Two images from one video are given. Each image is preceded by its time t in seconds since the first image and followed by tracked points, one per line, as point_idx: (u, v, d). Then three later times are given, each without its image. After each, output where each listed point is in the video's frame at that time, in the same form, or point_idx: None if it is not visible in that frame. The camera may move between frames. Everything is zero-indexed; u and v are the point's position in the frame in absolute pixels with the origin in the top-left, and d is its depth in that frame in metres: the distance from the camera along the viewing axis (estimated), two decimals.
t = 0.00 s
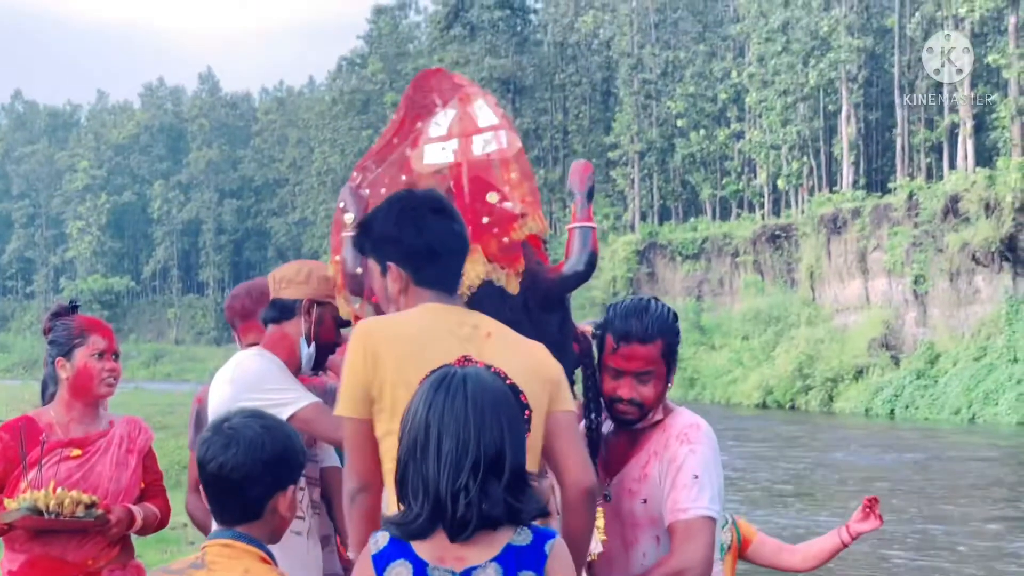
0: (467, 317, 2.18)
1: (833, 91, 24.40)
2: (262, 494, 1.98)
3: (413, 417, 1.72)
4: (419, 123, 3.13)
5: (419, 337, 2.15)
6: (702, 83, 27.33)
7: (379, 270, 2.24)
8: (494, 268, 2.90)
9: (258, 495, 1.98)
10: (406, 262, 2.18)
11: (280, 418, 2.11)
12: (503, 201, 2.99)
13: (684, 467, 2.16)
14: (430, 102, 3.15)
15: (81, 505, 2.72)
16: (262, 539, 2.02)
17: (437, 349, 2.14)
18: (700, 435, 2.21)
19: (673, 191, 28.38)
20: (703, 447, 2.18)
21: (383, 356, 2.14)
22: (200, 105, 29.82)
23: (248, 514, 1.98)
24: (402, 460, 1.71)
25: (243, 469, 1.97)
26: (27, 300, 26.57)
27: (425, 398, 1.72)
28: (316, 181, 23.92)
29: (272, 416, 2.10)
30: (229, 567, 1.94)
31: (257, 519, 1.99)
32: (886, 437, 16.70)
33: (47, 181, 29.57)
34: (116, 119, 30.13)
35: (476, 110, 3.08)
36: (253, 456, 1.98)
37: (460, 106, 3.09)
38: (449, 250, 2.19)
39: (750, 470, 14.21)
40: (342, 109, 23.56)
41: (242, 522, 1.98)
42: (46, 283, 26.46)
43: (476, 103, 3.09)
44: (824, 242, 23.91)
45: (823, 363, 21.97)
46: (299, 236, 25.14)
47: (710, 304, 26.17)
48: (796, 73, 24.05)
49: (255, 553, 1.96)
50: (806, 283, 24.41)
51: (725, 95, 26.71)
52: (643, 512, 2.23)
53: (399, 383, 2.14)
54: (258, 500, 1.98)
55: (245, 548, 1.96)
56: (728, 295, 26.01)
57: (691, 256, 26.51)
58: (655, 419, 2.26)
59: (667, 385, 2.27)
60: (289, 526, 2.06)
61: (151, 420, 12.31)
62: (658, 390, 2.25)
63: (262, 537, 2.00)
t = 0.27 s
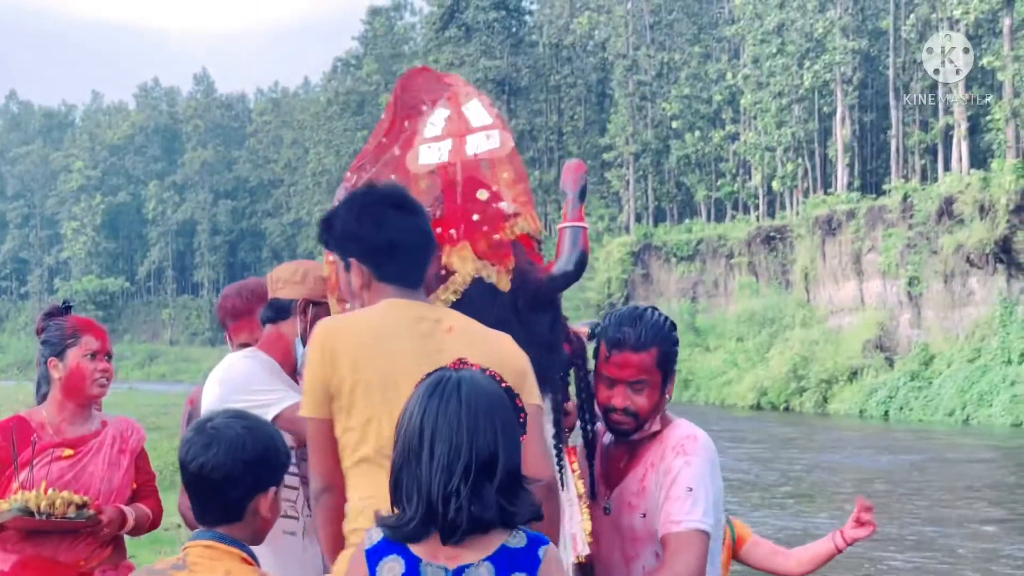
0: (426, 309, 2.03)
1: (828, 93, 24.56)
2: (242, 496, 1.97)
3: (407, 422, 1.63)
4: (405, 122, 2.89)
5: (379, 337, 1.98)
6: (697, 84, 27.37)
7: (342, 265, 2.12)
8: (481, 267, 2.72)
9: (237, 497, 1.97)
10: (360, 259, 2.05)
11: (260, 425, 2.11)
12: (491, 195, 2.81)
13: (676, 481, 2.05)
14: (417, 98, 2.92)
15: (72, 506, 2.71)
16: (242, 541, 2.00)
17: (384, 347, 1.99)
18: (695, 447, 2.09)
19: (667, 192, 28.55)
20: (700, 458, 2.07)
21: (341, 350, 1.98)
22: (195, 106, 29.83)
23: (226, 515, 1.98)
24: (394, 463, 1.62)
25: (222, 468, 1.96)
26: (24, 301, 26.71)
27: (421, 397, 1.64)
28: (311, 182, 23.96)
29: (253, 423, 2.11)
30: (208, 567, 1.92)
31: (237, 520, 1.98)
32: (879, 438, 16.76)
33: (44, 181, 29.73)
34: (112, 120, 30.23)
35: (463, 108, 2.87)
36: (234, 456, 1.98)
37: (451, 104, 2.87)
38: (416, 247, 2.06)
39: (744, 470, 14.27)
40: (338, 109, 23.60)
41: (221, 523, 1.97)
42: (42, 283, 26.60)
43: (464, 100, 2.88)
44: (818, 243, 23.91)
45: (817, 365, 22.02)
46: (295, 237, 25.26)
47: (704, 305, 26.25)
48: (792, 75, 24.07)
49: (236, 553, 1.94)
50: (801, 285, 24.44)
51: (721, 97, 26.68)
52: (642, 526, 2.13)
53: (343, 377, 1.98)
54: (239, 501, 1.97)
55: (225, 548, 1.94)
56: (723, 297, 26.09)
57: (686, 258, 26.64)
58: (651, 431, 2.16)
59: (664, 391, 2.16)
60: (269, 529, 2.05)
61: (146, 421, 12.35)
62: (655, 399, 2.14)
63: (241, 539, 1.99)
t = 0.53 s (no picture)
0: (359, 309, 2.08)
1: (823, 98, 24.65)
2: (214, 495, 1.81)
3: (411, 432, 1.68)
4: (395, 116, 2.88)
5: (316, 336, 2.05)
6: (694, 87, 27.27)
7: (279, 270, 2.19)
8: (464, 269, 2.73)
9: (209, 494, 1.80)
10: (291, 261, 2.11)
11: (229, 413, 1.93)
12: (478, 196, 2.82)
13: (659, 486, 1.99)
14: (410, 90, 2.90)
15: (62, 504, 2.68)
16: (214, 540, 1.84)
17: (326, 353, 2.04)
18: (681, 453, 2.03)
19: (662, 195, 28.63)
20: (684, 468, 2.01)
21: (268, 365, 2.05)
22: (189, 106, 29.79)
23: (198, 515, 1.80)
24: (399, 471, 1.67)
25: (193, 467, 1.80)
26: (17, 302, 26.74)
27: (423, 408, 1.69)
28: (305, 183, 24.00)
29: (223, 412, 1.92)
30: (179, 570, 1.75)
31: (208, 520, 1.81)
32: (871, 443, 16.79)
33: (39, 181, 29.77)
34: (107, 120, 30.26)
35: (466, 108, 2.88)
36: (206, 455, 1.81)
37: (453, 102, 2.88)
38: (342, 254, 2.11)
39: (738, 473, 14.29)
40: (332, 111, 23.60)
41: (191, 522, 1.80)
42: (36, 283, 26.61)
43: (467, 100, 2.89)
44: (813, 247, 23.90)
45: (811, 369, 22.02)
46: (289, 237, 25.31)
47: (698, 308, 26.29)
48: (786, 80, 24.09)
49: (207, 553, 1.78)
50: (794, 288, 24.45)
51: (715, 101, 26.70)
52: (631, 532, 2.06)
53: (296, 378, 2.03)
54: (211, 500, 1.80)
55: (196, 548, 1.78)
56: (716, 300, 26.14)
57: (679, 261, 26.71)
58: (639, 435, 2.10)
59: (651, 395, 2.10)
60: (244, 524, 1.88)
61: (138, 421, 12.37)
62: (641, 404, 2.08)
63: (213, 537, 1.82)
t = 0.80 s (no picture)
0: (325, 314, 2.11)
1: (821, 102, 24.79)
2: (199, 495, 1.83)
3: (410, 444, 1.64)
4: (389, 115, 2.93)
5: (282, 341, 2.07)
6: (692, 91, 27.36)
7: (244, 274, 2.18)
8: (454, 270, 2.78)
9: (194, 494, 1.83)
10: (253, 266, 2.11)
11: (214, 414, 1.95)
12: (467, 197, 2.88)
13: (637, 486, 1.97)
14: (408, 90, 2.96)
15: (58, 503, 2.67)
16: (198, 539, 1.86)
17: (295, 357, 2.06)
18: (660, 453, 2.00)
19: (660, 199, 28.76)
20: (663, 467, 1.98)
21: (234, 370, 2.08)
22: (188, 107, 29.86)
23: (182, 515, 1.83)
24: (400, 484, 1.62)
25: (178, 466, 1.83)
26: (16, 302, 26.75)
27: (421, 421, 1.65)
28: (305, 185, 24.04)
29: (209, 414, 1.94)
30: (164, 569, 1.77)
31: (192, 519, 1.83)
32: (867, 447, 16.82)
33: (38, 182, 29.80)
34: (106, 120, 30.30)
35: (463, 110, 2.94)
36: (189, 457, 1.84)
37: (454, 102, 2.94)
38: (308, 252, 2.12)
39: (737, 477, 14.30)
40: (331, 113, 23.63)
41: (175, 522, 1.83)
42: (34, 283, 26.68)
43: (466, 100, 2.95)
44: (811, 250, 23.91)
45: (808, 372, 22.06)
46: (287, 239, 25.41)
47: (695, 312, 26.33)
48: (785, 84, 24.13)
49: (191, 553, 1.80)
50: (792, 293, 24.46)
51: (714, 105, 26.76)
52: (610, 531, 2.05)
53: (264, 381, 2.06)
54: (195, 498, 1.83)
55: (180, 548, 1.80)
56: (714, 303, 26.18)
57: (677, 264, 26.76)
58: (624, 433, 2.08)
59: (637, 395, 2.09)
60: (229, 525, 1.91)
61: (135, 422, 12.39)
62: (625, 402, 2.07)
63: (198, 536, 1.84)
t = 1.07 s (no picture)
0: (284, 325, 2.21)
1: (823, 108, 24.81)
2: (184, 494, 1.85)
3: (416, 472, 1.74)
4: (375, 114, 3.06)
5: (241, 354, 2.19)
6: (694, 96, 27.35)
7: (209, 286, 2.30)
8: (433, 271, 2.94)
9: (178, 495, 1.84)
10: (212, 278, 2.23)
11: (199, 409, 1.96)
12: (452, 196, 3.01)
13: (602, 471, 1.99)
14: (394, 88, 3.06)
15: (59, 501, 2.64)
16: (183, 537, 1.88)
17: (256, 372, 2.18)
18: (638, 432, 2.02)
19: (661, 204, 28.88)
20: (641, 448, 2.01)
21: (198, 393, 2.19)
22: (191, 107, 29.97)
23: (166, 514, 1.85)
24: (409, 516, 1.72)
25: (160, 467, 1.83)
26: (18, 301, 26.78)
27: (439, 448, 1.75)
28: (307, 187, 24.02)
29: (192, 409, 1.95)
30: (147, 566, 1.80)
31: (178, 518, 1.85)
32: (866, 454, 16.79)
33: (41, 181, 29.82)
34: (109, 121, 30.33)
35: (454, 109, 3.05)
36: (174, 458, 1.84)
37: (452, 99, 3.05)
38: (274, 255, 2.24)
39: (739, 483, 14.26)
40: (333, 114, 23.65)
41: (160, 522, 1.85)
42: (36, 283, 26.69)
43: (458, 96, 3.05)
44: (812, 256, 23.89)
45: (809, 378, 22.03)
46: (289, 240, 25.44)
47: (696, 317, 26.31)
48: (788, 89, 24.12)
49: (174, 552, 1.83)
50: (793, 298, 24.42)
51: (717, 110, 26.74)
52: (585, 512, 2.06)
53: (226, 397, 2.17)
54: (179, 499, 1.84)
55: (163, 545, 1.83)
56: (715, 308, 26.17)
57: (679, 269, 26.76)
58: (605, 415, 2.14)
59: (617, 378, 2.14)
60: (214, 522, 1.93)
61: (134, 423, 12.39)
62: (606, 385, 2.13)
63: (182, 535, 1.87)
